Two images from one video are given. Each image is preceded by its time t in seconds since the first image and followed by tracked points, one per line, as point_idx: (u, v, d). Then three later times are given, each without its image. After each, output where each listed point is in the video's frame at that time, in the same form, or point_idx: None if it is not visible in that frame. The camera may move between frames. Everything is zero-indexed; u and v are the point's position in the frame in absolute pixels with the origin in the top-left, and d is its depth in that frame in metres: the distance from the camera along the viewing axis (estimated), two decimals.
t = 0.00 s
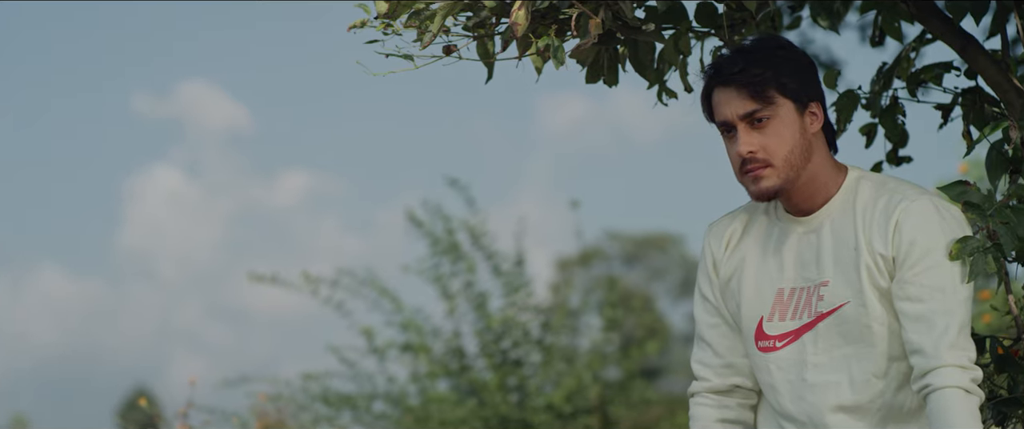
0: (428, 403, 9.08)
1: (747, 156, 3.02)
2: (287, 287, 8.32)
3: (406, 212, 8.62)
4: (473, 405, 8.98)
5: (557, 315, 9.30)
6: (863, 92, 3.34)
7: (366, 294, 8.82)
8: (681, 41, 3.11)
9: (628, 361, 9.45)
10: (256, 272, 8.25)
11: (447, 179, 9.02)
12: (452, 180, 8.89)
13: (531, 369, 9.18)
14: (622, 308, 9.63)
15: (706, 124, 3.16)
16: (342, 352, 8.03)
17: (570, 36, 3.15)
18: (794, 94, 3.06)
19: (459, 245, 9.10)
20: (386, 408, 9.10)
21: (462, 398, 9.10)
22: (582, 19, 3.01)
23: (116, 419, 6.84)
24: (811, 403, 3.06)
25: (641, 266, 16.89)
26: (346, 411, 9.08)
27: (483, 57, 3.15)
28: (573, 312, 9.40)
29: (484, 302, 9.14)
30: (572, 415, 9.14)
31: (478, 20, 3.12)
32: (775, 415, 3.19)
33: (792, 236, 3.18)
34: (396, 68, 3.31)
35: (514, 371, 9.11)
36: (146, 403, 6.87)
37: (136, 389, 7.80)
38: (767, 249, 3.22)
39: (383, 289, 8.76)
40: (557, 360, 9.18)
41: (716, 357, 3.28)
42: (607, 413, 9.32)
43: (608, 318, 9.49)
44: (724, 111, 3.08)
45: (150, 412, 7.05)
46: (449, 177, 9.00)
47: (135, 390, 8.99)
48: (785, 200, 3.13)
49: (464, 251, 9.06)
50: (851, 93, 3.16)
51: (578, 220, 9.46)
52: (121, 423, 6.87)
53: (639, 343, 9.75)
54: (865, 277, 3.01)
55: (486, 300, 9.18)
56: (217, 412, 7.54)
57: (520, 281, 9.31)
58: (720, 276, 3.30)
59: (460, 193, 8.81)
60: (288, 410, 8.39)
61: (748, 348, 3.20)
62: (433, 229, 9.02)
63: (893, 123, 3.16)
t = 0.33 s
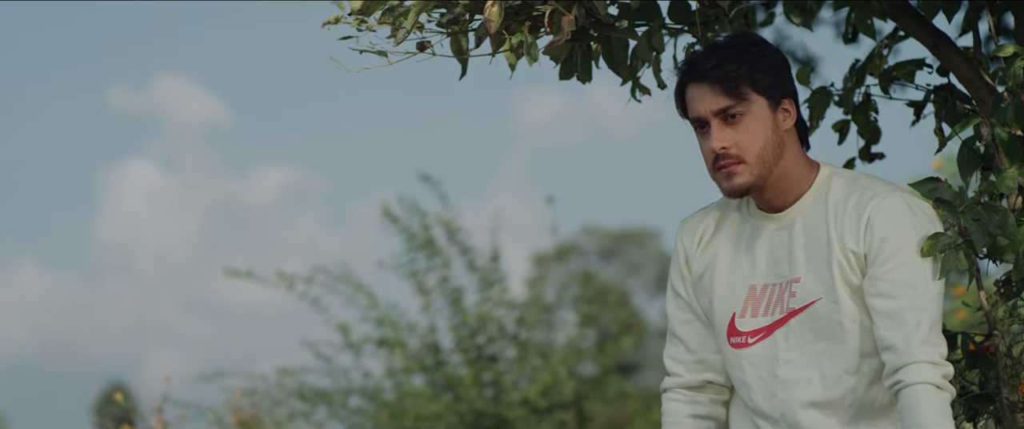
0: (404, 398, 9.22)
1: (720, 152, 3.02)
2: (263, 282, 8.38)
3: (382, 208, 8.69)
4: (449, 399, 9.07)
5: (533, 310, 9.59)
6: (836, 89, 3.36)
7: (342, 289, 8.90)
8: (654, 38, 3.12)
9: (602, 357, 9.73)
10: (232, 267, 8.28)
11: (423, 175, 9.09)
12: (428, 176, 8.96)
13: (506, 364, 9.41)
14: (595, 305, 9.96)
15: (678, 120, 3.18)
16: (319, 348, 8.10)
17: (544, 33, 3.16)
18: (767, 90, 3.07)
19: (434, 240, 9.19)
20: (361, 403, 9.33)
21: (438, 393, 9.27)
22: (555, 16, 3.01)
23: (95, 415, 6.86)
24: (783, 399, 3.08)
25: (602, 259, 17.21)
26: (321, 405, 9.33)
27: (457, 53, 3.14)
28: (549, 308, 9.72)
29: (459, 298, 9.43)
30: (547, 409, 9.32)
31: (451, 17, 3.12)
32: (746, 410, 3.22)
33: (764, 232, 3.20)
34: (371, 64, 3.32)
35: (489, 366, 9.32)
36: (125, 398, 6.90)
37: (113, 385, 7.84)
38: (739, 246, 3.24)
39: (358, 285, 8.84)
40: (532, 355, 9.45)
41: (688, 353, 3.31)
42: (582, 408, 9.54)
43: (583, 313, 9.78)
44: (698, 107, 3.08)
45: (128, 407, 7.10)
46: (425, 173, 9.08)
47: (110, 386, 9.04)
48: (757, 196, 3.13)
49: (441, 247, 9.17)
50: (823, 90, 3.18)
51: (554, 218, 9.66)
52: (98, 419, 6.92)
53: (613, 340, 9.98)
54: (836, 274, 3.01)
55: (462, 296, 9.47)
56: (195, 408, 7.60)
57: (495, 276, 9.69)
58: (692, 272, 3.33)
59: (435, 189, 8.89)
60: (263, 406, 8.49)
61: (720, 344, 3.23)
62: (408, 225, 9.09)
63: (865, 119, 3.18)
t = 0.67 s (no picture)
0: (386, 394, 9.24)
1: (703, 148, 3.03)
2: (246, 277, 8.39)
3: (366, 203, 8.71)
4: (432, 394, 9.10)
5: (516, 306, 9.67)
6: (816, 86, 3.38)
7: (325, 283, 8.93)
8: (635, 35, 3.16)
9: (585, 353, 9.81)
10: (214, 262, 8.29)
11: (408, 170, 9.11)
12: (412, 171, 8.98)
13: (489, 360, 9.45)
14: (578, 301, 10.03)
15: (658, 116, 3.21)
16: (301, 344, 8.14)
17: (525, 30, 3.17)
18: (749, 87, 3.08)
19: (418, 236, 9.22)
20: (344, 399, 9.38)
21: (421, 388, 9.30)
22: (536, 13, 3.02)
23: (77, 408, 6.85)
24: (763, 395, 3.09)
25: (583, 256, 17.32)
26: (305, 401, 9.39)
27: (439, 50, 3.15)
28: (532, 304, 9.80)
29: (443, 294, 9.45)
30: (530, 405, 9.39)
31: (433, 13, 3.13)
32: (725, 404, 3.25)
33: (745, 229, 3.22)
34: (352, 61, 3.33)
35: (472, 362, 9.36)
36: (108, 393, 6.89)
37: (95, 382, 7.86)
38: (720, 242, 3.26)
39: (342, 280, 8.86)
40: (515, 351, 9.52)
41: (669, 349, 3.33)
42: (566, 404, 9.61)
43: (566, 309, 9.86)
44: (679, 103, 3.09)
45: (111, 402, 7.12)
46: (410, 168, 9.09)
47: (93, 382, 9.06)
48: (739, 192, 3.15)
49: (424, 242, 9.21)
50: (803, 86, 3.21)
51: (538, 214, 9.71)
52: (80, 414, 6.94)
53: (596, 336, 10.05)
54: (816, 270, 3.02)
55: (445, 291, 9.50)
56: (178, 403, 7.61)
57: (478, 271, 9.72)
58: (672, 268, 3.35)
59: (419, 185, 8.92)
60: (245, 401, 8.52)
61: (700, 340, 3.26)
62: (391, 220, 9.12)
63: (846, 116, 3.21)
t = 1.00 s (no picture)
0: (381, 391, 9.26)
1: (694, 148, 3.04)
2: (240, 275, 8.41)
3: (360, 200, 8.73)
4: (425, 392, 9.13)
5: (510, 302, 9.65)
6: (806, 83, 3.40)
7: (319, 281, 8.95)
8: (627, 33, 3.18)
9: (578, 350, 9.83)
10: (208, 259, 8.31)
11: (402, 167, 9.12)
12: (407, 168, 9.00)
13: (483, 357, 9.47)
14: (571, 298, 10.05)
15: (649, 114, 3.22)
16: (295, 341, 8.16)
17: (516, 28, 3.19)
18: (739, 86, 3.09)
19: (411, 233, 9.25)
20: (337, 396, 9.43)
21: (415, 386, 9.34)
22: (527, 12, 3.03)
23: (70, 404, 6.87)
24: (753, 392, 3.10)
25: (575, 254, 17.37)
26: (299, 398, 9.43)
27: (430, 49, 3.16)
28: (526, 302, 9.83)
29: (437, 291, 9.47)
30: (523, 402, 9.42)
31: (425, 12, 3.14)
32: (715, 402, 3.26)
33: (735, 227, 3.23)
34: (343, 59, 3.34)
35: (466, 359, 9.38)
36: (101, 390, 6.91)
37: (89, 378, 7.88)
38: (710, 241, 3.27)
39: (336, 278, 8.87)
40: (509, 348, 9.53)
41: (659, 347, 3.35)
42: (558, 402, 9.63)
43: (559, 306, 9.88)
44: (670, 103, 3.09)
45: (104, 399, 7.15)
46: (405, 165, 9.10)
47: (87, 380, 9.10)
48: (729, 192, 3.16)
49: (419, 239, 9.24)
50: (794, 85, 3.22)
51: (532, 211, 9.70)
52: (73, 411, 6.98)
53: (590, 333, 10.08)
54: (806, 268, 3.03)
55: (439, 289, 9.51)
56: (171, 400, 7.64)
57: (471, 268, 9.74)
58: (663, 267, 3.36)
59: (413, 182, 8.94)
60: (239, 398, 8.56)
61: (690, 338, 3.27)
62: (385, 218, 9.14)
63: (836, 115, 3.22)
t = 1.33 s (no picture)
0: (378, 388, 9.28)
1: (688, 146, 3.05)
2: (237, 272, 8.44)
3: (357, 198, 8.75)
4: (422, 389, 9.14)
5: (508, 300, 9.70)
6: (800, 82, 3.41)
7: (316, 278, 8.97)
8: (621, 32, 3.19)
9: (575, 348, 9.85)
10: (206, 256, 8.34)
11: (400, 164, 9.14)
12: (404, 166, 9.01)
13: (479, 354, 9.48)
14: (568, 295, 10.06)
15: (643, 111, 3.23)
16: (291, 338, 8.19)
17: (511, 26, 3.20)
18: (733, 84, 3.10)
19: (408, 230, 9.27)
20: (334, 393, 9.47)
21: (412, 383, 9.35)
22: (522, 10, 3.04)
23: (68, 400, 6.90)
24: (747, 390, 3.11)
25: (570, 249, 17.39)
26: (296, 395, 9.47)
27: (425, 47, 3.17)
28: (523, 299, 9.85)
29: (434, 288, 9.50)
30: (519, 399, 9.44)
31: (420, 10, 3.17)
32: (708, 399, 3.28)
33: (728, 225, 3.24)
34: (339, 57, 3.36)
35: (464, 356, 9.39)
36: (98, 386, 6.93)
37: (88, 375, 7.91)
38: (704, 238, 3.29)
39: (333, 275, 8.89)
40: (506, 345, 9.54)
41: (654, 344, 3.36)
42: (556, 398, 9.68)
43: (556, 303, 9.90)
44: (664, 101, 3.10)
45: (102, 395, 7.19)
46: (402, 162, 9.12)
47: (85, 376, 9.14)
48: (723, 190, 3.17)
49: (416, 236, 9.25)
50: (788, 83, 3.23)
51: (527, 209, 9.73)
52: (71, 407, 7.01)
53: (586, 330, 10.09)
54: (799, 266, 3.04)
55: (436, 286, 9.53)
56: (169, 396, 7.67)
57: (468, 265, 9.76)
58: (657, 264, 3.38)
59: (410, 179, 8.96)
60: (236, 394, 8.59)
61: (684, 336, 3.29)
62: (382, 215, 9.16)
63: (831, 113, 3.23)
